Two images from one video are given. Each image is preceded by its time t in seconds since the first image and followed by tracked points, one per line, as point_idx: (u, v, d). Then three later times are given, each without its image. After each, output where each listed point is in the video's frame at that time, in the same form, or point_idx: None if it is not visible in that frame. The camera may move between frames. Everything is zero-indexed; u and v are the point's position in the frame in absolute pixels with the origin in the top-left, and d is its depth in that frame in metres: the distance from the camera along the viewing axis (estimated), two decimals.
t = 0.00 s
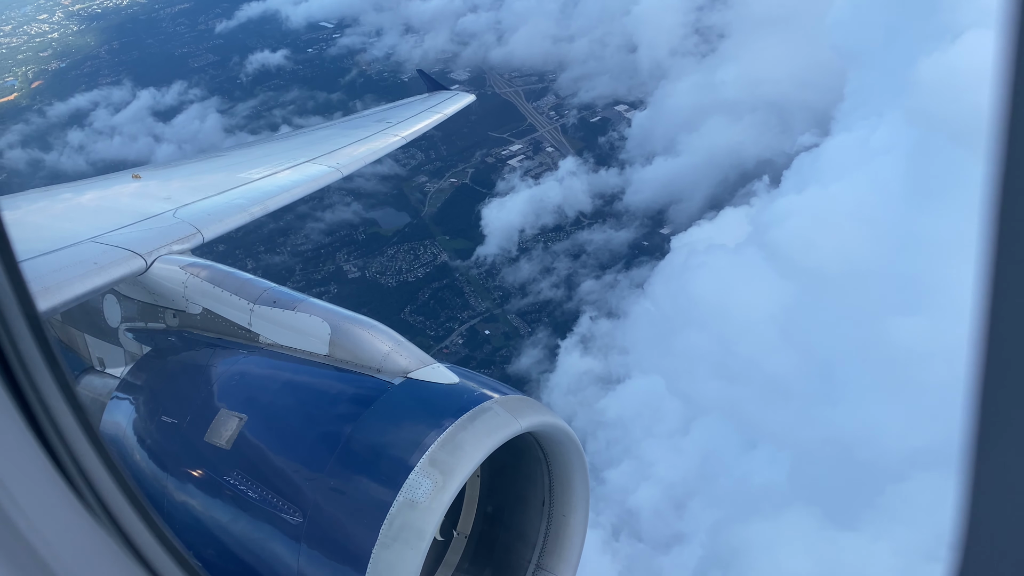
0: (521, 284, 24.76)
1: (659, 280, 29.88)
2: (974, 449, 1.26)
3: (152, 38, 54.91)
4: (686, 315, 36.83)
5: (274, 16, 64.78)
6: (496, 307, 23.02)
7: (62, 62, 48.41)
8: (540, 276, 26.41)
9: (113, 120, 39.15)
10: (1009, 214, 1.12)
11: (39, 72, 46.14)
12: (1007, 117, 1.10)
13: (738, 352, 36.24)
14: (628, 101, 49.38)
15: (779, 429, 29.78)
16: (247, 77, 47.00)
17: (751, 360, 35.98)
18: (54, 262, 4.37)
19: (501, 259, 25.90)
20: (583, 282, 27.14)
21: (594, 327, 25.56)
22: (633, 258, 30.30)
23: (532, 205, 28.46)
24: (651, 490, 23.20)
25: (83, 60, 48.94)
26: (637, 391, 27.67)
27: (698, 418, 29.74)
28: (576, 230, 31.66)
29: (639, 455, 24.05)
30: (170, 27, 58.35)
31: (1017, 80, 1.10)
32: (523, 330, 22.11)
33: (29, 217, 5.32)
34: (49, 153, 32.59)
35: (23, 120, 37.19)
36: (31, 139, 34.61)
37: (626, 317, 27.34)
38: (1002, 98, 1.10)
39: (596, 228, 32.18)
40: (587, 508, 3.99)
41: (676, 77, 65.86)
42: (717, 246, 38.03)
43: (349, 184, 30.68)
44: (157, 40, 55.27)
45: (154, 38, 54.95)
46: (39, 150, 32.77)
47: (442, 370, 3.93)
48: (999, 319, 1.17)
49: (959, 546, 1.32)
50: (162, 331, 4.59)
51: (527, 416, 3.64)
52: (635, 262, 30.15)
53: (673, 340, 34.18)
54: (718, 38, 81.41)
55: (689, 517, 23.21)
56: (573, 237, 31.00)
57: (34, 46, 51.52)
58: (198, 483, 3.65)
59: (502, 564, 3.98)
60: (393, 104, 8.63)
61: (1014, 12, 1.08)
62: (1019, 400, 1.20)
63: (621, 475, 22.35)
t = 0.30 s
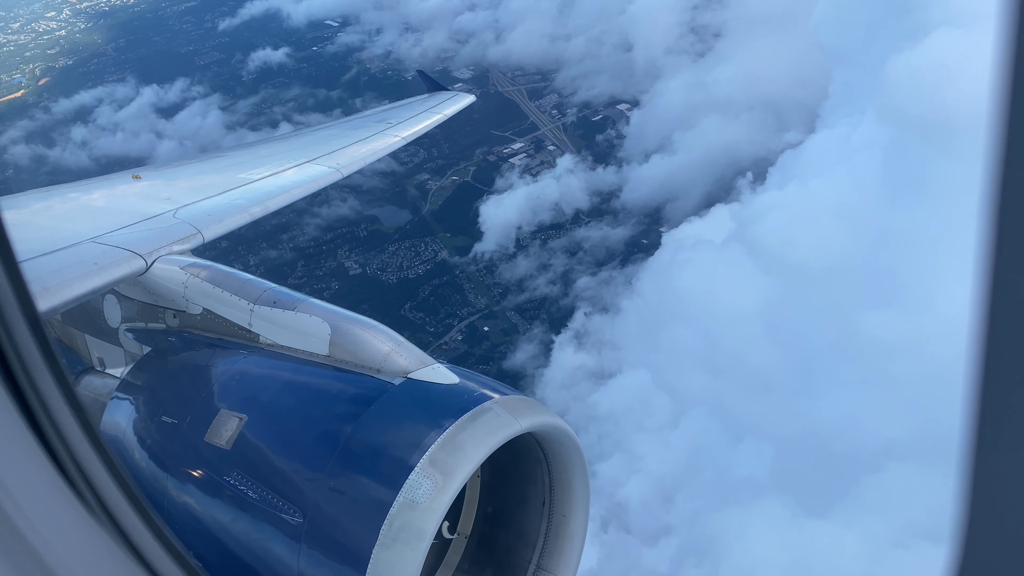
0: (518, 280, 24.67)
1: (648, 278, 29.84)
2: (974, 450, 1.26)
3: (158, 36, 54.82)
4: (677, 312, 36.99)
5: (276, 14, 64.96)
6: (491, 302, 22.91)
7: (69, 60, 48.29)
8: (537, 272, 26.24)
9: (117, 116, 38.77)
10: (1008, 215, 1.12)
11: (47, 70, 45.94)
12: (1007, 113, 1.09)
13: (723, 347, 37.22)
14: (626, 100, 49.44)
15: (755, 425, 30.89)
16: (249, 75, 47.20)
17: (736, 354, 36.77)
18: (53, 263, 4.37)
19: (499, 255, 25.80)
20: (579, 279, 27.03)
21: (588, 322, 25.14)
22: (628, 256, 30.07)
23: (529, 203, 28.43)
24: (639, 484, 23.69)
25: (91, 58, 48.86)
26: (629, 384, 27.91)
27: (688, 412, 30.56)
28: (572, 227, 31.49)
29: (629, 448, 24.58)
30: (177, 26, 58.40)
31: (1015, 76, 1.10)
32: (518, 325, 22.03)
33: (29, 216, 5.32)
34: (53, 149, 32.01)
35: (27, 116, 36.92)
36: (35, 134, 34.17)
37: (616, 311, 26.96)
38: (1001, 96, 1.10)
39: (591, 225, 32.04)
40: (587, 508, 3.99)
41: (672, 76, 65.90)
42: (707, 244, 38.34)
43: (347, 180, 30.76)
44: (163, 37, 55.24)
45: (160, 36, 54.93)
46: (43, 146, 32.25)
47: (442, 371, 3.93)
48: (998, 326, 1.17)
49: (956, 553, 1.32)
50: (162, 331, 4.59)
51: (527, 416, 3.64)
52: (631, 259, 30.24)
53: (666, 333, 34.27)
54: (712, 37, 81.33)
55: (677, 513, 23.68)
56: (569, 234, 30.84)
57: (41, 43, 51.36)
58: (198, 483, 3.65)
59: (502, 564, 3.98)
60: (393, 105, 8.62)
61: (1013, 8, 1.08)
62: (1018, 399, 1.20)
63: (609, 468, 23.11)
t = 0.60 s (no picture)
0: (515, 276, 25.00)
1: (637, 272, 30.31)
2: (974, 456, 1.28)
3: (163, 33, 54.77)
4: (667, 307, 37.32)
5: (278, 11, 65.10)
6: (489, 298, 23.11)
7: (76, 57, 48.17)
8: (534, 268, 26.42)
9: (120, 111, 38.30)
10: (1008, 221, 1.14)
11: (54, 67, 45.72)
12: (1008, 121, 1.12)
13: (707, 341, 37.90)
14: (624, 97, 49.51)
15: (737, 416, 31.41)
16: (251, 72, 47.45)
17: (718, 350, 37.49)
18: (53, 263, 4.37)
19: (496, 252, 25.91)
20: (575, 275, 27.41)
21: (582, 318, 25.58)
22: (624, 253, 30.51)
23: (527, 199, 28.52)
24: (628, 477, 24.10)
25: (97, 56, 48.83)
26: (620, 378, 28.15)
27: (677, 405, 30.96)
28: (569, 222, 31.19)
29: (619, 442, 25.18)
30: (182, 23, 58.29)
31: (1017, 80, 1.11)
32: (515, 321, 22.06)
33: (30, 216, 5.33)
34: (56, 144, 31.50)
35: (32, 113, 36.68)
36: (37, 130, 33.72)
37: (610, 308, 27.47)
38: (1004, 100, 1.11)
39: (588, 221, 32.00)
40: (587, 508, 3.99)
41: (669, 74, 66.04)
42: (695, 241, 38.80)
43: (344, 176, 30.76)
44: (169, 35, 55.21)
45: (166, 33, 55.05)
46: (45, 141, 31.74)
47: (442, 371, 3.93)
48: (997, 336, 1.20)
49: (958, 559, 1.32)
50: (162, 331, 4.59)
51: (527, 416, 3.64)
52: (627, 256, 30.64)
53: (655, 326, 34.73)
54: (708, 35, 81.53)
55: (669, 507, 24.07)
56: (568, 230, 30.51)
57: (50, 40, 51.28)
58: (198, 483, 3.65)
59: (502, 564, 3.98)
60: (393, 104, 8.61)
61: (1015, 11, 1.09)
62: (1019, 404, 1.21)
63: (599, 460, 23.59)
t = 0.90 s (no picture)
0: (512, 273, 25.12)
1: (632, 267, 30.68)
2: (972, 455, 1.27)
3: (170, 31, 54.62)
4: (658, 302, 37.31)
5: (280, 9, 65.28)
6: (485, 294, 23.22)
7: (82, 54, 47.94)
8: (531, 265, 26.49)
9: (123, 108, 38.32)
10: (1009, 220, 1.15)
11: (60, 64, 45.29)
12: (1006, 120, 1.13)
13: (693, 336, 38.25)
14: (621, 95, 49.49)
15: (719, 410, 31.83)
16: (253, 71, 47.81)
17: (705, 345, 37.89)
18: (53, 262, 4.37)
19: (493, 248, 25.91)
20: (572, 271, 27.39)
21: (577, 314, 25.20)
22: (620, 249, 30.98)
23: (524, 195, 28.44)
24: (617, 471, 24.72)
25: (103, 52, 48.71)
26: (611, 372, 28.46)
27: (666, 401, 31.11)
28: (567, 219, 31.82)
29: (610, 435, 25.61)
30: (188, 21, 58.84)
31: (1015, 77, 1.13)
32: (512, 317, 22.41)
33: (29, 216, 5.33)
34: (59, 141, 31.33)
35: (36, 110, 36.42)
36: (40, 126, 33.39)
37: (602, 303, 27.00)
38: (1001, 95, 1.12)
39: (584, 219, 32.32)
40: (587, 507, 3.99)
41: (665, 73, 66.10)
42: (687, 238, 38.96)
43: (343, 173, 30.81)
44: (176, 33, 55.16)
45: (172, 31, 55.45)
46: (49, 137, 31.52)
47: (442, 370, 3.94)
48: (998, 335, 1.19)
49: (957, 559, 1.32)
50: (163, 331, 4.58)
51: (528, 416, 3.63)
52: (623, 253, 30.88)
53: (643, 319, 34.93)
54: (703, 35, 81.68)
55: (653, 497, 24.20)
56: (565, 228, 30.96)
57: (57, 36, 50.84)
58: (198, 483, 3.65)
59: (502, 563, 3.97)
60: (392, 104, 8.59)
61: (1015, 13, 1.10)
62: (1015, 403, 1.21)
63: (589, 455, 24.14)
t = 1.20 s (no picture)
0: (509, 269, 24.64)
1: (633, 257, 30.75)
2: (974, 458, 1.28)
3: (175, 29, 54.81)
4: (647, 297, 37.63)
5: (281, 6, 65.36)
6: (483, 289, 23.03)
7: (88, 52, 47.73)
8: (529, 261, 26.55)
9: (126, 106, 38.41)
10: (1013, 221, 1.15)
11: (67, 62, 44.80)
12: (1010, 122, 1.14)
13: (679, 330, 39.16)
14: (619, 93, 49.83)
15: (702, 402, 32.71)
16: (256, 68, 48.08)
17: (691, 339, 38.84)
18: (54, 261, 4.38)
19: (491, 244, 25.59)
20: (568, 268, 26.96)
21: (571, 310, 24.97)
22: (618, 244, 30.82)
23: (521, 192, 27.97)
24: (607, 463, 25.34)
25: (110, 50, 48.67)
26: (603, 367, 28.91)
27: (653, 395, 31.87)
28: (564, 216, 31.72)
29: (601, 430, 26.23)
30: (195, 19, 59.20)
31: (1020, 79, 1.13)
32: (510, 313, 22.23)
33: (29, 215, 5.33)
34: (63, 137, 31.15)
35: (41, 107, 36.17)
36: (44, 123, 33.22)
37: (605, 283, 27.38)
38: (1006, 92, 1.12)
39: (581, 216, 32.37)
40: (588, 505, 3.99)
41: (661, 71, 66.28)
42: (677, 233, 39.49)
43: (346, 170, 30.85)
44: (182, 31, 55.04)
45: (178, 29, 55.80)
46: (53, 133, 31.36)
47: (443, 369, 3.95)
48: (996, 349, 1.21)
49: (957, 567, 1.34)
50: (163, 330, 4.58)
51: (527, 414, 3.64)
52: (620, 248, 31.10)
53: (633, 313, 35.34)
54: (698, 32, 81.87)
55: (634, 486, 25.03)
56: (563, 225, 31.03)
57: (63, 33, 50.44)
58: (200, 482, 3.65)
59: (503, 562, 3.98)
60: (392, 104, 8.59)
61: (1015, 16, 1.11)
62: (1016, 411, 1.22)
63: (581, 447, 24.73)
